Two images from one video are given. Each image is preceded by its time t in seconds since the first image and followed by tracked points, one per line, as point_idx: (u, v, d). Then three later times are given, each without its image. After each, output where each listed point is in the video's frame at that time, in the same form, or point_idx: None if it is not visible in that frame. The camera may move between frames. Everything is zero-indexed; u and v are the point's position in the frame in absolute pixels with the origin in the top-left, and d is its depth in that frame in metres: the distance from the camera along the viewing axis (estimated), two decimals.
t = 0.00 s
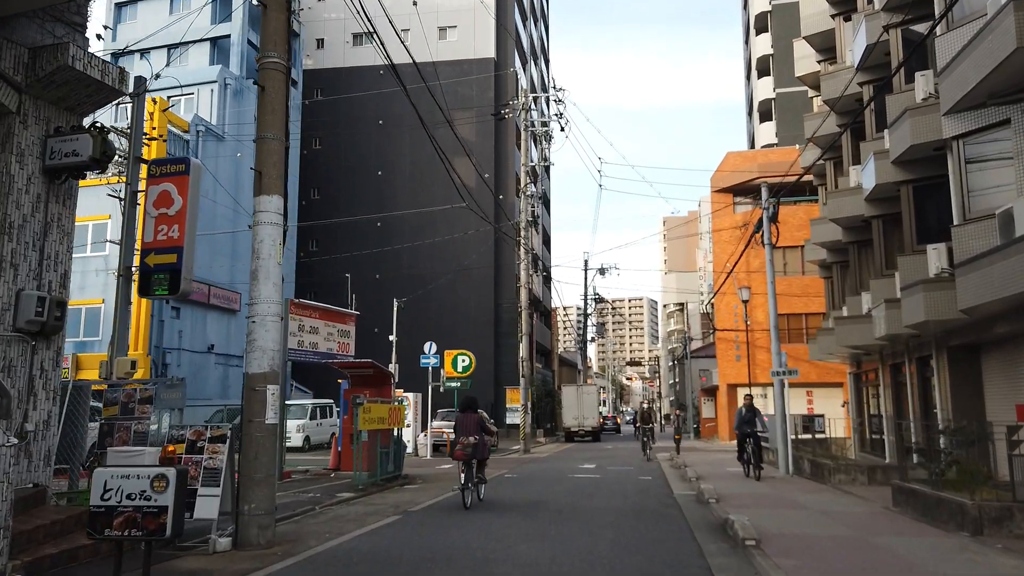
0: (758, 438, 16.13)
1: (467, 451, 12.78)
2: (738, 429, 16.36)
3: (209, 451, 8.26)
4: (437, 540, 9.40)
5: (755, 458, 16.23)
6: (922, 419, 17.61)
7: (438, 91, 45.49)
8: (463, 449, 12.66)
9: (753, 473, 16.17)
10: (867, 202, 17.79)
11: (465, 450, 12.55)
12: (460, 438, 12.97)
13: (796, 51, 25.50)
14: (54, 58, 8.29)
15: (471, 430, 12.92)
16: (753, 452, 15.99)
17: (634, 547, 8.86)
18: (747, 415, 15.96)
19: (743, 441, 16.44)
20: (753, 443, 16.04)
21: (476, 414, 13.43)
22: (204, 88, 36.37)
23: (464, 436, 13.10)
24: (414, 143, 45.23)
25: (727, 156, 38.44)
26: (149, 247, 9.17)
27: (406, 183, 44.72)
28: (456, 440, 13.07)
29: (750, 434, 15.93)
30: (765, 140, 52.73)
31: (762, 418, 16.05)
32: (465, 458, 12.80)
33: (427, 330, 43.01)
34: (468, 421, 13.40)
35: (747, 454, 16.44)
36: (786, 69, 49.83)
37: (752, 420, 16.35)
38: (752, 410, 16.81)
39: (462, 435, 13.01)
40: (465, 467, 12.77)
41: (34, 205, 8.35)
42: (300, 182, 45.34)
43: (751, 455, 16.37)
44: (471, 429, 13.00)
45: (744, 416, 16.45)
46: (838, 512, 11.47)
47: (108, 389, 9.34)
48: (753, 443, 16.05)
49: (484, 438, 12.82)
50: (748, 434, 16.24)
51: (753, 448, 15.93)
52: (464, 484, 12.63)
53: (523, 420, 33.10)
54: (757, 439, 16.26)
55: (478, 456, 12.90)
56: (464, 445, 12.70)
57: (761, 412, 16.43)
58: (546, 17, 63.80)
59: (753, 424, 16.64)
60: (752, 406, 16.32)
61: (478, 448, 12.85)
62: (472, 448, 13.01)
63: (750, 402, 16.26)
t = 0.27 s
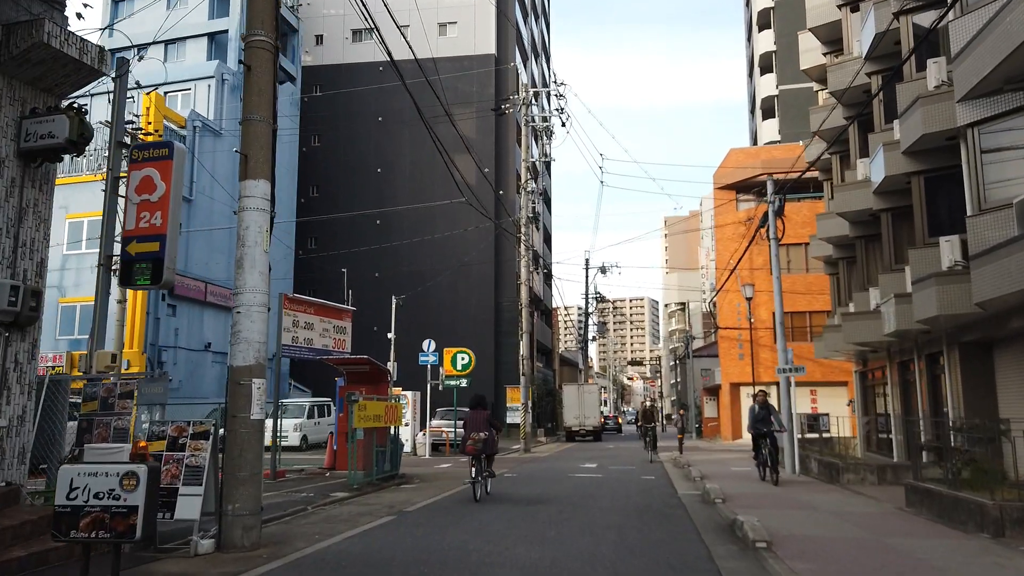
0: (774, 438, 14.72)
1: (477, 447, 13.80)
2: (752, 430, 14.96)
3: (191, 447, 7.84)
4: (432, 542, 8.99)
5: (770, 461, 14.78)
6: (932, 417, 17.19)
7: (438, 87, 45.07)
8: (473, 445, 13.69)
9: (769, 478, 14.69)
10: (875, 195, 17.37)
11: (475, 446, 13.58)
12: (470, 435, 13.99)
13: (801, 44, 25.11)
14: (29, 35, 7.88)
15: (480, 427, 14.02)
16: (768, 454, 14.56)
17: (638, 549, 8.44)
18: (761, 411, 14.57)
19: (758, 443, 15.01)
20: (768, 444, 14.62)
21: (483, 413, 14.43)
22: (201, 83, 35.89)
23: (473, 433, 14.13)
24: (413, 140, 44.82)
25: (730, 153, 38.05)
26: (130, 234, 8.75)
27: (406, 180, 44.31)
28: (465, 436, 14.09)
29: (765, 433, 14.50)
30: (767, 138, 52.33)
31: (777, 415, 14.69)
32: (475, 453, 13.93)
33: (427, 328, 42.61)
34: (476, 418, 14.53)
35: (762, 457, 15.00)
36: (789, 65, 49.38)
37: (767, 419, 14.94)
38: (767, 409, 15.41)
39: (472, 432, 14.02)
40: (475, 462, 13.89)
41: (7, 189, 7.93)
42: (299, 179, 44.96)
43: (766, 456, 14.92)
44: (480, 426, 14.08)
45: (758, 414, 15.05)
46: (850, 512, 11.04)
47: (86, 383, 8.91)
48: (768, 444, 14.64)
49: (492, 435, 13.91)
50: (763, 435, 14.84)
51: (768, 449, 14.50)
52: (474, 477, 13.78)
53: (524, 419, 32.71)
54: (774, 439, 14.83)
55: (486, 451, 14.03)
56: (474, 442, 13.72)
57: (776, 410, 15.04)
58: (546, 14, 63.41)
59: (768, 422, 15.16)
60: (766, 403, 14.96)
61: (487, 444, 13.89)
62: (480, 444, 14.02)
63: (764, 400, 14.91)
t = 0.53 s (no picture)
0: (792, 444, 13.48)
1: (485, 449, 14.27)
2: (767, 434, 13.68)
3: (170, 454, 7.43)
4: (425, 551, 8.58)
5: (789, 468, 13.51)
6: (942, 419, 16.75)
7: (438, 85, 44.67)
8: (481, 447, 14.17)
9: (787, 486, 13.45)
10: (883, 191, 16.96)
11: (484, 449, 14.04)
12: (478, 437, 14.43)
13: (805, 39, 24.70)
14: None
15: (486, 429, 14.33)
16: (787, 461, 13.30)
17: (641, 560, 8.03)
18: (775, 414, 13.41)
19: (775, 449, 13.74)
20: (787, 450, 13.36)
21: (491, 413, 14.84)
22: (197, 80, 35.46)
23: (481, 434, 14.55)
24: (412, 138, 44.42)
25: (733, 151, 37.67)
26: (109, 230, 8.33)
27: (405, 179, 43.91)
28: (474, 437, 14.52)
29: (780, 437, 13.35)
30: (770, 136, 51.89)
31: (796, 419, 13.44)
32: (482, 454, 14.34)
33: (426, 328, 42.21)
34: (485, 419, 14.92)
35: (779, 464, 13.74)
36: (792, 63, 48.92)
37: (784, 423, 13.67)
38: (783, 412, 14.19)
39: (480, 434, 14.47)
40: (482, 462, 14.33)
41: None
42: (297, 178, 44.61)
43: (784, 463, 13.68)
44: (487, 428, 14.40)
45: (773, 417, 13.77)
46: (861, 520, 10.63)
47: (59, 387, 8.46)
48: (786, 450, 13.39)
49: (498, 438, 14.23)
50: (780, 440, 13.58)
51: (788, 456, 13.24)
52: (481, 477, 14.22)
53: (523, 419, 32.30)
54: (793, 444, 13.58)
55: (493, 453, 14.40)
56: (482, 444, 14.18)
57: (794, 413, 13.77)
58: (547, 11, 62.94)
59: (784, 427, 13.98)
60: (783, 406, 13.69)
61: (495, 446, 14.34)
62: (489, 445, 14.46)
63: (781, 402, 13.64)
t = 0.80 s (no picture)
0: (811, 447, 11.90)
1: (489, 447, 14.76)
2: (781, 436, 12.04)
3: (144, 455, 7.03)
4: (416, 556, 8.16)
5: (806, 474, 11.90)
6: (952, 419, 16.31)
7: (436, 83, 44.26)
8: (485, 445, 14.68)
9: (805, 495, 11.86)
10: (891, 185, 16.55)
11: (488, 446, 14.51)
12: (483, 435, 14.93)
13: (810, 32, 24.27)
14: None
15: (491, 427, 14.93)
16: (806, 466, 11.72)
17: (642, 565, 7.62)
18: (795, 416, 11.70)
19: (789, 452, 12.13)
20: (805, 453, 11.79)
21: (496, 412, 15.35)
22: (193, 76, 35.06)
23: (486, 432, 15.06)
24: (411, 135, 44.00)
25: (734, 148, 37.19)
26: (82, 219, 7.94)
27: (404, 177, 43.49)
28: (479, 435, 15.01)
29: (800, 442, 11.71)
30: (772, 133, 51.42)
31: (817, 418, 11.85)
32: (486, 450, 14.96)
33: (425, 327, 41.81)
34: (492, 416, 15.54)
35: (794, 469, 12.11)
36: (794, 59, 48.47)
37: (802, 423, 12.05)
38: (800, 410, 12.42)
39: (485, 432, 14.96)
40: (487, 458, 14.95)
41: None
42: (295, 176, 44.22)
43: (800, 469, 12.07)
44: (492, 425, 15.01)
45: (789, 417, 12.12)
46: (871, 523, 10.21)
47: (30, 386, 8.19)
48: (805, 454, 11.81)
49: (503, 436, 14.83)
50: (797, 443, 11.97)
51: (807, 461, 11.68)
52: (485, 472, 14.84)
53: (523, 419, 31.84)
54: (811, 446, 11.99)
55: (498, 450, 15.02)
56: (487, 442, 14.66)
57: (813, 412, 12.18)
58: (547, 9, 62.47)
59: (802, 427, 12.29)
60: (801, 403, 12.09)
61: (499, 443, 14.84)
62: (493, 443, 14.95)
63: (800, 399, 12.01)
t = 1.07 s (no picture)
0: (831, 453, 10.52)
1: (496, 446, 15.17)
2: (799, 440, 10.76)
3: (118, 460, 6.63)
4: (406, 566, 7.76)
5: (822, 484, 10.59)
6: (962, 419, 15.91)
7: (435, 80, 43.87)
8: (492, 445, 15.10)
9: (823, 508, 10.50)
10: (899, 180, 16.15)
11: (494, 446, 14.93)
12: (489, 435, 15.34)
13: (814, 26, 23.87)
14: None
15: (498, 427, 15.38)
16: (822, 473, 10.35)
17: None
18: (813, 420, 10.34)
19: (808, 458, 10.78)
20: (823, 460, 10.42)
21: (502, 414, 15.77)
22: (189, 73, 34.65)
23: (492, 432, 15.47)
24: (410, 133, 43.61)
25: (737, 145, 36.80)
26: (57, 211, 7.54)
27: (403, 175, 43.08)
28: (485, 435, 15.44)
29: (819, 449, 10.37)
30: (775, 131, 51.01)
31: (840, 422, 10.49)
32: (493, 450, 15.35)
33: (424, 327, 41.47)
34: (497, 419, 16.02)
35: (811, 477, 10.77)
36: (797, 56, 48.06)
37: (823, 426, 10.73)
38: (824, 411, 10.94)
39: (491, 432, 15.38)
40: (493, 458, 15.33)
41: None
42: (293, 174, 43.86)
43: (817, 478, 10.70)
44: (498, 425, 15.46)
45: (809, 419, 10.73)
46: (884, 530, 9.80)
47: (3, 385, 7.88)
48: (823, 461, 10.44)
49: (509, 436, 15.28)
50: (815, 448, 10.66)
51: (824, 468, 10.29)
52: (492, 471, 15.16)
53: (523, 420, 31.43)
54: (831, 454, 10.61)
55: (504, 450, 15.37)
56: (493, 442, 15.08)
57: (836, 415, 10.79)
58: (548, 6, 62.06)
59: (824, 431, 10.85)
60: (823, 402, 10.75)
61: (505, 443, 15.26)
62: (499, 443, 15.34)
63: (822, 399, 10.70)
